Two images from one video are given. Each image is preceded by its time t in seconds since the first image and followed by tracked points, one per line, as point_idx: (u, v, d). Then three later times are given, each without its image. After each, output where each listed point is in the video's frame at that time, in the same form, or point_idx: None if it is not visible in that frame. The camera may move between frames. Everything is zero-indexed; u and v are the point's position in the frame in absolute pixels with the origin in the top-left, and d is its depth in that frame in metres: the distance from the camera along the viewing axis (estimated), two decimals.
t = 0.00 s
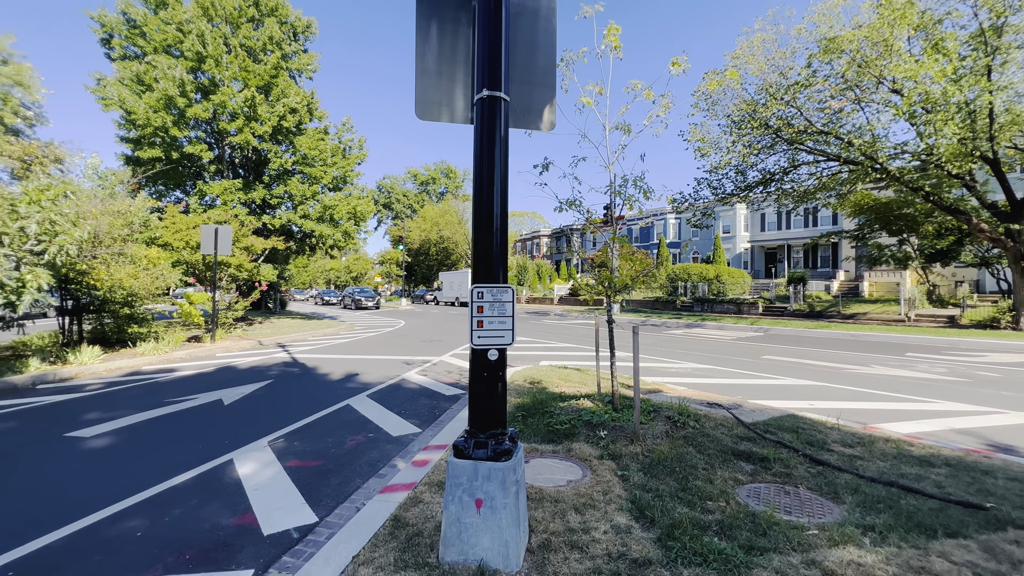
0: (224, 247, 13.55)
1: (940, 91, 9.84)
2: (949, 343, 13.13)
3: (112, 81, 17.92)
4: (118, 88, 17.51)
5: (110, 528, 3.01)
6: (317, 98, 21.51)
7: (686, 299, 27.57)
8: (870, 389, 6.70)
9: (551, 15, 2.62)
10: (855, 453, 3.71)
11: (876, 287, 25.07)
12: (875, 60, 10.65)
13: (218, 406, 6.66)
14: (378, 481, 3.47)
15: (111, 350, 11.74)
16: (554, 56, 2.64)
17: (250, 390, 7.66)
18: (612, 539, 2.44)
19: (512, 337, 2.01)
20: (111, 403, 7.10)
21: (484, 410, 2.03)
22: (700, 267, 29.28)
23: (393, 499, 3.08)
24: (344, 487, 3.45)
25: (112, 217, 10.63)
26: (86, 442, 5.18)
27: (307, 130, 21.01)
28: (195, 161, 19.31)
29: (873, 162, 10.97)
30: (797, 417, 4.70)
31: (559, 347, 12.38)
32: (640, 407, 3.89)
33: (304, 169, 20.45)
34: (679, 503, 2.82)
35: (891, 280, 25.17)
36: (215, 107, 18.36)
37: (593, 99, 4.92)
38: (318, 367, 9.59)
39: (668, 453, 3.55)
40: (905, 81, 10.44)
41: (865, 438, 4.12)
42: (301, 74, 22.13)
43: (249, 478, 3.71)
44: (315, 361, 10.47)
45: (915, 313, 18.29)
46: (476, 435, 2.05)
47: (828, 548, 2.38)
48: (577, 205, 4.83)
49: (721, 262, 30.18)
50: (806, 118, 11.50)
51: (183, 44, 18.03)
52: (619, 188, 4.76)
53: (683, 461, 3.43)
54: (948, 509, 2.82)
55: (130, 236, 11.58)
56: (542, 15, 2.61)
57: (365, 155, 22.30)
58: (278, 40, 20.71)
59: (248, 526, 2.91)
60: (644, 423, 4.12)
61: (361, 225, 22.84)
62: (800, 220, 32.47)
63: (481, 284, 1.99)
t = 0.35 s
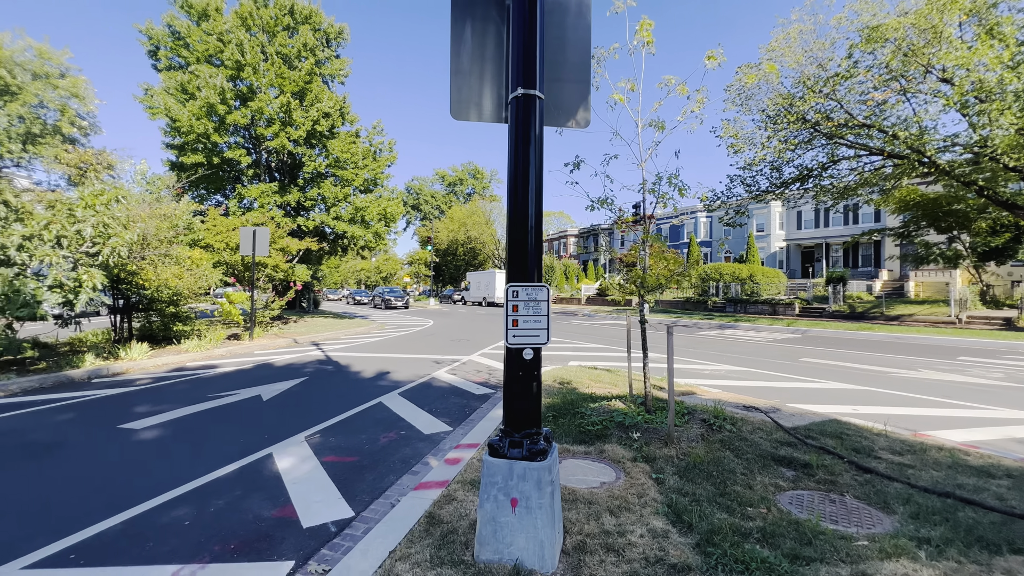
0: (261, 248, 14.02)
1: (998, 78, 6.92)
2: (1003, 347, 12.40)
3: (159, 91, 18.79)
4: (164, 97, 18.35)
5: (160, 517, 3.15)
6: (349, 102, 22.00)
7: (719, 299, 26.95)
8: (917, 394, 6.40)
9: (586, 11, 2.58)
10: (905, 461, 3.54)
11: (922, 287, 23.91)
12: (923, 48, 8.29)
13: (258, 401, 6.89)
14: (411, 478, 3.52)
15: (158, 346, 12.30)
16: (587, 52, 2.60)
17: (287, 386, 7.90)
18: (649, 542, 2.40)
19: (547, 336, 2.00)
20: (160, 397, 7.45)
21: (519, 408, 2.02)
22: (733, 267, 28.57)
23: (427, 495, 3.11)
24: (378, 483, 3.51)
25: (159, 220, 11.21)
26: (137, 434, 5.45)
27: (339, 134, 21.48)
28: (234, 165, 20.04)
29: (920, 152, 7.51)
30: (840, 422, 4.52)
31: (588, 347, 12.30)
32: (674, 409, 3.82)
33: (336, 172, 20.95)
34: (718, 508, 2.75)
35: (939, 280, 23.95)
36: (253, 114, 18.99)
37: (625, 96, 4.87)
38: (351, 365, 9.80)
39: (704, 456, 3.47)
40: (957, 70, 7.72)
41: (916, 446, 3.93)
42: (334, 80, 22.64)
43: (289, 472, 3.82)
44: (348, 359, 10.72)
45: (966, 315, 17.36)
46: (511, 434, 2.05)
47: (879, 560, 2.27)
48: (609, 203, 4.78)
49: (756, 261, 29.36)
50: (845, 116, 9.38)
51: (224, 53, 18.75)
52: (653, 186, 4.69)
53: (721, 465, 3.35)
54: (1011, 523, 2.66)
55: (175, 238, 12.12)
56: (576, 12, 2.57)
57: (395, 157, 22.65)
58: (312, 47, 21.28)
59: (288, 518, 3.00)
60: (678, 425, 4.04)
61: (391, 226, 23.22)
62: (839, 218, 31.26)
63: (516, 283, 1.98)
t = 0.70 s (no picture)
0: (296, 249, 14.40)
1: None
2: None
3: (201, 98, 19.55)
4: (205, 105, 19.08)
5: (206, 509, 3.26)
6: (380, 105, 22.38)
7: (753, 299, 26.20)
8: (975, 402, 6.03)
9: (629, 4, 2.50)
10: (967, 474, 3.34)
11: (974, 288, 22.64)
12: (977, 34, 7.73)
13: (294, 399, 7.05)
14: (446, 478, 3.53)
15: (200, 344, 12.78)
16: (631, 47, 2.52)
17: (322, 384, 8.08)
18: (693, 551, 2.33)
19: (588, 337, 1.97)
20: (203, 393, 7.74)
21: (559, 410, 1.98)
22: (768, 266, 27.73)
23: (462, 496, 3.12)
24: (414, 482, 3.53)
25: (201, 223, 11.69)
26: (183, 429, 5.66)
27: (370, 137, 21.86)
28: (270, 169, 20.67)
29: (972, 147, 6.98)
30: (892, 430, 4.30)
31: (619, 348, 12.13)
32: (714, 413, 3.71)
33: (367, 174, 21.34)
34: (765, 518, 2.66)
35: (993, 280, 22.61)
36: (288, 119, 19.53)
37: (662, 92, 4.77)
38: (383, 364, 9.94)
39: (748, 463, 3.36)
40: (1017, 56, 7.23)
41: (978, 457, 3.70)
42: (365, 84, 23.07)
43: (326, 468, 3.89)
44: (380, 358, 10.89)
45: None
46: (551, 437, 2.01)
47: None
48: (645, 201, 4.69)
49: (792, 261, 28.40)
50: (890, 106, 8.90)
51: (261, 61, 19.38)
52: (691, 183, 4.58)
53: (765, 473, 3.24)
54: None
55: (216, 240, 12.57)
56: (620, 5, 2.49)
57: (424, 159, 22.92)
58: (344, 52, 21.74)
59: (327, 515, 3.05)
60: (718, 430, 3.93)
61: (421, 227, 23.49)
62: (882, 215, 29.93)
63: (556, 283, 1.95)
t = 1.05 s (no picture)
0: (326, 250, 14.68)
1: None
2: None
3: (235, 104, 20.12)
4: (240, 110, 19.64)
5: (247, 506, 3.35)
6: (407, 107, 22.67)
7: (785, 300, 25.45)
8: None
9: None
10: None
11: None
12: None
13: (326, 398, 7.16)
14: (480, 481, 3.52)
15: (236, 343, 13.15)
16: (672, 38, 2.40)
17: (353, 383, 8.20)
18: (742, 565, 2.25)
19: (631, 340, 1.88)
20: (239, 390, 7.95)
21: (597, 417, 1.90)
22: (801, 266, 26.91)
23: (497, 499, 3.10)
24: (446, 484, 3.53)
25: (236, 226, 12.02)
26: (222, 426, 5.82)
27: (397, 139, 22.15)
28: (300, 172, 21.15)
29: None
30: (947, 440, 4.09)
31: (647, 350, 11.94)
32: (756, 419, 3.61)
33: (394, 176, 21.62)
34: (817, 532, 2.55)
35: None
36: (318, 123, 19.93)
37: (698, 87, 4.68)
38: (411, 364, 10.02)
39: (793, 472, 3.25)
40: None
41: None
42: (392, 87, 23.38)
43: (360, 468, 3.93)
44: (409, 358, 10.99)
45: None
46: (591, 443, 1.92)
47: None
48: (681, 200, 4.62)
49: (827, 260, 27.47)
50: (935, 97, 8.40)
51: (292, 67, 19.85)
52: (731, 179, 4.46)
53: (813, 482, 3.12)
54: None
55: (250, 242, 12.91)
56: None
57: (450, 160, 23.10)
58: (372, 56, 22.09)
59: (363, 516, 3.07)
60: (760, 436, 3.83)
61: (446, 227, 23.68)
62: (924, 211, 28.67)
63: (598, 284, 1.89)
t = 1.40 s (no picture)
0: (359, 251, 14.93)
1: None
2: None
3: (272, 110, 20.71)
4: (276, 116, 20.21)
5: (290, 507, 3.48)
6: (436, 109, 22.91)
7: (825, 302, 24.53)
8: None
9: None
10: None
11: None
12: None
13: (362, 397, 7.30)
14: (519, 486, 3.49)
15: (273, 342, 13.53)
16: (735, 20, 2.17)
17: (388, 383, 8.31)
18: None
19: (688, 347, 1.80)
20: (278, 389, 8.18)
21: (651, 428, 1.81)
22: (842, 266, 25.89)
23: (541, 507, 3.07)
24: (486, 489, 3.51)
25: (274, 229, 12.31)
26: (264, 423, 6.00)
27: (427, 141, 22.39)
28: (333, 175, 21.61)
29: None
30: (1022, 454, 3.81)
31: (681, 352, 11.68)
32: (810, 429, 3.50)
33: (424, 178, 21.84)
34: (888, 553, 2.42)
35: None
36: (350, 127, 20.31)
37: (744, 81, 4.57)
38: (443, 364, 10.11)
39: (852, 487, 3.12)
40: None
41: None
42: (422, 89, 23.63)
43: (399, 470, 3.97)
44: (440, 358, 11.07)
45: None
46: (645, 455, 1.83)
47: None
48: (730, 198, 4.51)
49: (870, 260, 26.34)
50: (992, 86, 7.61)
51: (326, 73, 20.30)
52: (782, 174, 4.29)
53: (876, 500, 2.97)
54: None
55: (287, 244, 13.25)
56: None
57: (478, 161, 23.20)
58: (402, 60, 22.39)
59: (404, 519, 3.09)
60: (813, 446, 3.74)
61: (475, 228, 23.83)
62: (977, 208, 27.14)
63: (653, 288, 1.83)
